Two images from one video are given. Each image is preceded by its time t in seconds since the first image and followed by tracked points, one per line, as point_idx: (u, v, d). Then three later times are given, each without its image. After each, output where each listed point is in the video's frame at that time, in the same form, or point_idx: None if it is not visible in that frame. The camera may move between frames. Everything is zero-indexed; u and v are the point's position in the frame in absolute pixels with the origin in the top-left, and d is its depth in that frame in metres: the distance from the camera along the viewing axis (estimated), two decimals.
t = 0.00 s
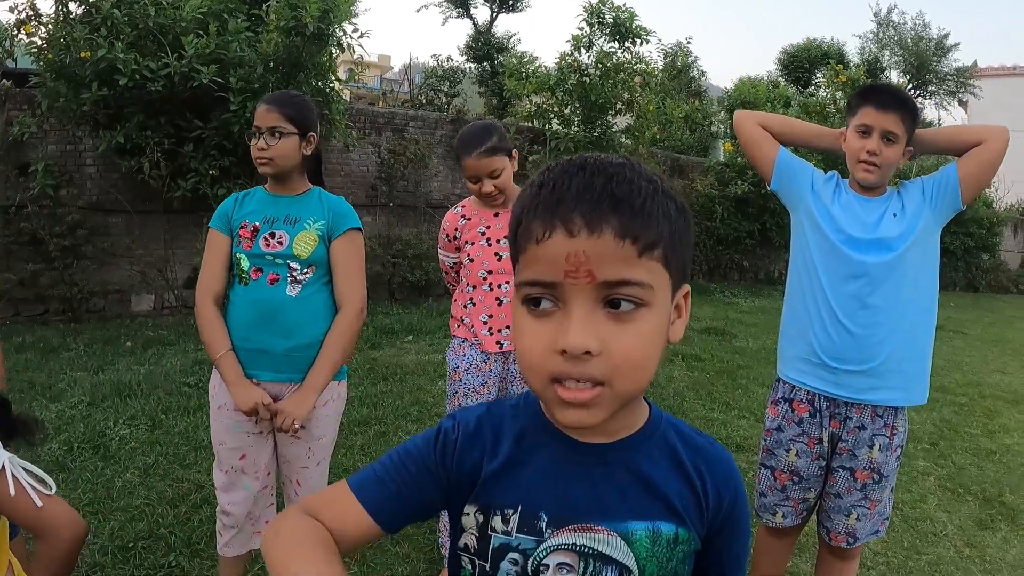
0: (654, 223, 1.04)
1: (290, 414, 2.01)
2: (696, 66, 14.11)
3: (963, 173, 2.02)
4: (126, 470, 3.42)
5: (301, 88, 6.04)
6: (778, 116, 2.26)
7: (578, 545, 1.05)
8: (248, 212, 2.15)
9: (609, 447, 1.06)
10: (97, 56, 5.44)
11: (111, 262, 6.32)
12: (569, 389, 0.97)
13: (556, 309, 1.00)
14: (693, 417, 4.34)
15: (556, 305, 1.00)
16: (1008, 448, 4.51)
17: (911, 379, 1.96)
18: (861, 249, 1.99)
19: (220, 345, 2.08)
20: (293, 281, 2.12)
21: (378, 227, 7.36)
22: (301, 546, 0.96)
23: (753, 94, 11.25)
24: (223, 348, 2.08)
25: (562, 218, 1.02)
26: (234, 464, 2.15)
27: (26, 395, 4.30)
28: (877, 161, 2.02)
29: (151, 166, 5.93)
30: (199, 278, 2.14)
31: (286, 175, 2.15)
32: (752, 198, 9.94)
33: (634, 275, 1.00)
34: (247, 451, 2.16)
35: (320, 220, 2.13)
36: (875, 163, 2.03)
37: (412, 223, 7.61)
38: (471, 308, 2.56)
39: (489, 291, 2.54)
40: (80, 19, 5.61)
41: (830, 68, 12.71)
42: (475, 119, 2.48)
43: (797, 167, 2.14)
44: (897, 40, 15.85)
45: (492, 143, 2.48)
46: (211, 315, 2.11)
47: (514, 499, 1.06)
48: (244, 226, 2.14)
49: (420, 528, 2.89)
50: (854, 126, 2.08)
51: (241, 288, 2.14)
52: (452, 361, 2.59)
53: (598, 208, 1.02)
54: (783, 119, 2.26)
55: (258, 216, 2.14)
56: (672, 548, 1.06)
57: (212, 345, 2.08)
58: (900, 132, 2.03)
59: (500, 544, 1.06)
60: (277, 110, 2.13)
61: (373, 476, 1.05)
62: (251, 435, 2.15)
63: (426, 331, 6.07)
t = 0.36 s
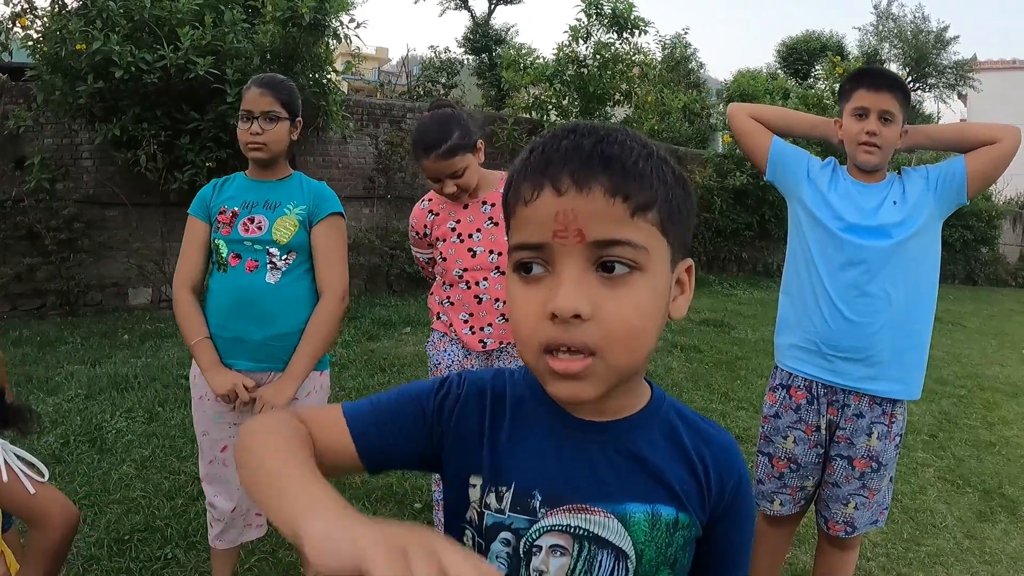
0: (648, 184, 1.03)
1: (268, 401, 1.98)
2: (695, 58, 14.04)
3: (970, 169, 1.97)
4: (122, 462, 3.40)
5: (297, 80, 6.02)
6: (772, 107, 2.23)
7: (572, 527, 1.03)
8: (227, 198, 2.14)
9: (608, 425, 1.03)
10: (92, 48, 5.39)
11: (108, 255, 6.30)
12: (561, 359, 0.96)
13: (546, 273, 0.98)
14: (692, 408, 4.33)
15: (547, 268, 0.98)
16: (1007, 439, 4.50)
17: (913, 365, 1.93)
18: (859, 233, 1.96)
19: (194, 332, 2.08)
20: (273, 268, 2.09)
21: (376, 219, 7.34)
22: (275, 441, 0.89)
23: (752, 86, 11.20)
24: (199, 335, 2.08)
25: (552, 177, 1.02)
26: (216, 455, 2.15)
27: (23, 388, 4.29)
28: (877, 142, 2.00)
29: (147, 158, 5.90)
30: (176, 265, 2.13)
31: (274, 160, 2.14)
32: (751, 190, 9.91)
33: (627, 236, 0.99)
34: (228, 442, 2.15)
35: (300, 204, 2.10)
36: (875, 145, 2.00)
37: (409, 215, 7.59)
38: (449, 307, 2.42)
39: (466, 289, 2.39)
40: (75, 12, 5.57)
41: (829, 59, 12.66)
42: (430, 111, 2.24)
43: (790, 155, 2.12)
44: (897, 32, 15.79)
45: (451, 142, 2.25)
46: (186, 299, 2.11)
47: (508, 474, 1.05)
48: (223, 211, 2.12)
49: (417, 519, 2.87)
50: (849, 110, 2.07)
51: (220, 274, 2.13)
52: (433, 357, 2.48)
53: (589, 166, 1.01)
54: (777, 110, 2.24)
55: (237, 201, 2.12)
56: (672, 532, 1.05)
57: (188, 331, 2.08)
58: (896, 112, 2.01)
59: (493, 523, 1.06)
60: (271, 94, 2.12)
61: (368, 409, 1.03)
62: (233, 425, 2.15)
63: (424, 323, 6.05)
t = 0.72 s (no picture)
0: (659, 183, 1.01)
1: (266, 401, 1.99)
2: (699, 58, 14.03)
3: (980, 165, 1.93)
4: (126, 462, 3.40)
5: (301, 80, 6.04)
6: (771, 110, 2.22)
7: (578, 531, 1.02)
8: (211, 197, 2.14)
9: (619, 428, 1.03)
10: (97, 49, 5.41)
11: (113, 255, 6.31)
12: (569, 363, 0.95)
13: (553, 279, 0.98)
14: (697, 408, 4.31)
15: (553, 274, 0.98)
16: (1014, 440, 4.47)
17: (920, 367, 1.92)
18: (864, 233, 1.95)
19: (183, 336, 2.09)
20: (263, 266, 2.14)
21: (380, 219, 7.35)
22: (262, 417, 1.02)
23: (756, 85, 11.18)
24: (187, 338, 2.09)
25: (558, 177, 1.00)
26: (205, 459, 2.18)
27: (28, 387, 4.29)
28: (879, 133, 1.96)
29: (152, 158, 5.90)
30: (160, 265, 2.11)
31: (262, 158, 2.18)
32: (756, 189, 9.89)
33: (638, 241, 0.98)
34: (218, 445, 2.18)
35: (287, 203, 2.15)
36: (878, 136, 1.97)
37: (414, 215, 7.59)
38: (432, 313, 2.32)
39: (446, 293, 2.29)
40: (80, 12, 5.58)
41: (834, 59, 12.63)
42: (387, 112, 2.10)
43: (795, 159, 2.10)
44: (902, 31, 15.74)
45: (413, 145, 2.11)
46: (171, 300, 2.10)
47: (510, 478, 1.04)
48: (209, 210, 2.13)
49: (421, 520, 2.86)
50: (849, 104, 2.04)
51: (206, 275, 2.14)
52: (421, 366, 2.38)
53: (597, 167, 0.99)
54: (777, 113, 2.22)
55: (222, 199, 2.14)
56: (683, 536, 1.03)
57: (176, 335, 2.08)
58: (896, 102, 1.98)
59: (496, 528, 1.04)
60: (268, 92, 2.15)
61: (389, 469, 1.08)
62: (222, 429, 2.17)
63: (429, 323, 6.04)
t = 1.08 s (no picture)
0: (652, 179, 1.02)
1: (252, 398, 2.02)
2: (703, 62, 14.04)
3: (987, 171, 1.91)
4: (129, 465, 3.41)
5: (305, 83, 6.06)
6: (773, 116, 2.22)
7: (554, 540, 1.02)
8: (198, 201, 2.14)
9: (603, 432, 1.03)
10: (102, 52, 5.43)
11: (117, 258, 6.32)
12: (556, 370, 0.96)
13: (541, 270, 0.98)
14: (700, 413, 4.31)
15: (542, 266, 0.98)
16: (1018, 445, 4.45)
17: (919, 375, 1.90)
18: (867, 237, 1.94)
19: (171, 340, 2.08)
20: (252, 270, 2.14)
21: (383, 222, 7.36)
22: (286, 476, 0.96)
23: (760, 90, 11.19)
24: (177, 343, 2.07)
25: (553, 168, 1.00)
26: (197, 463, 2.20)
27: (31, 390, 4.30)
28: (883, 139, 1.96)
29: (156, 161, 5.90)
30: (145, 268, 2.11)
31: (249, 162, 2.18)
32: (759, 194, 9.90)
33: (627, 235, 0.97)
34: (210, 450, 2.20)
35: (275, 208, 2.17)
36: (882, 142, 1.96)
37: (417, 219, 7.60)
38: (427, 322, 2.30)
39: (440, 302, 2.25)
40: (84, 15, 5.60)
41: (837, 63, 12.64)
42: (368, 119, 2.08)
43: (796, 162, 2.10)
44: (906, 36, 15.75)
45: (397, 151, 2.09)
46: (157, 304, 2.09)
47: (493, 486, 1.05)
48: (196, 214, 2.12)
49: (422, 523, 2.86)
50: (855, 109, 2.03)
51: (195, 279, 2.14)
52: (420, 376, 2.33)
53: (592, 160, 0.99)
54: (779, 118, 2.22)
55: (209, 204, 2.13)
56: (662, 547, 1.01)
57: (165, 340, 2.08)
58: (902, 107, 1.98)
59: (478, 536, 1.05)
60: (256, 95, 2.17)
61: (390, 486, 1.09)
62: (214, 432, 2.20)
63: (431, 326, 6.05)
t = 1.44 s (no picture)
0: (675, 192, 1.03)
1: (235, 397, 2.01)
2: (700, 67, 14.08)
3: (985, 178, 1.93)
4: (125, 468, 3.40)
5: (302, 86, 6.07)
6: (773, 121, 2.23)
7: (557, 548, 1.02)
8: (181, 205, 2.14)
9: (612, 441, 1.03)
10: (100, 53, 5.43)
11: (113, 260, 6.30)
12: (573, 374, 0.95)
13: (562, 279, 0.98)
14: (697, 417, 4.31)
15: (562, 276, 0.98)
16: (1014, 450, 4.47)
17: (917, 384, 1.91)
18: (865, 245, 1.94)
19: (157, 344, 2.07)
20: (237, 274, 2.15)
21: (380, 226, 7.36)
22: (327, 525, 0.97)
23: (757, 95, 11.21)
24: (162, 347, 2.07)
25: (577, 176, 1.01)
26: (186, 469, 2.19)
27: (26, 392, 4.29)
28: (881, 146, 1.96)
29: (153, 163, 5.89)
30: (127, 273, 2.11)
31: (234, 166, 2.19)
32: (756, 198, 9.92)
33: (649, 245, 0.98)
34: (198, 455, 2.19)
35: (259, 211, 2.17)
36: (880, 149, 1.96)
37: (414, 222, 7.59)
38: (413, 332, 2.24)
39: (429, 312, 2.20)
40: (82, 16, 5.60)
41: (834, 68, 12.68)
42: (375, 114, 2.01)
43: (795, 169, 2.11)
44: (902, 42, 15.79)
45: (405, 146, 2.03)
46: (138, 305, 2.10)
47: (498, 493, 1.05)
48: (180, 219, 2.12)
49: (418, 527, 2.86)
50: (854, 115, 2.03)
51: (180, 283, 2.13)
52: (404, 391, 2.29)
53: (616, 169, 1.00)
54: (779, 124, 2.23)
55: (193, 208, 2.13)
56: (664, 560, 1.01)
57: (150, 344, 2.06)
58: (900, 114, 1.97)
59: (481, 541, 1.06)
60: (242, 99, 2.18)
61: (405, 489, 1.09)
62: (202, 438, 2.19)
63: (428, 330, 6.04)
